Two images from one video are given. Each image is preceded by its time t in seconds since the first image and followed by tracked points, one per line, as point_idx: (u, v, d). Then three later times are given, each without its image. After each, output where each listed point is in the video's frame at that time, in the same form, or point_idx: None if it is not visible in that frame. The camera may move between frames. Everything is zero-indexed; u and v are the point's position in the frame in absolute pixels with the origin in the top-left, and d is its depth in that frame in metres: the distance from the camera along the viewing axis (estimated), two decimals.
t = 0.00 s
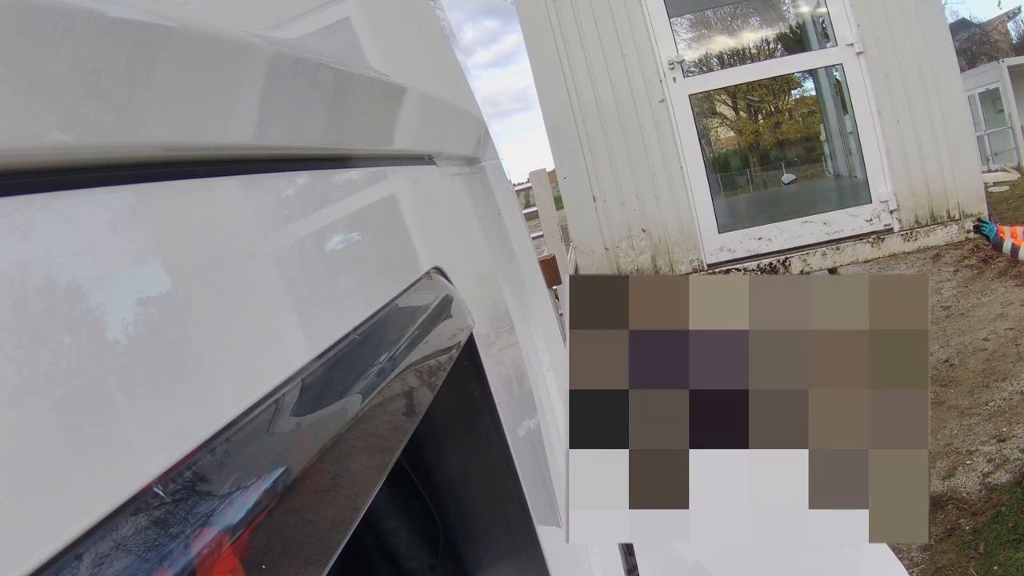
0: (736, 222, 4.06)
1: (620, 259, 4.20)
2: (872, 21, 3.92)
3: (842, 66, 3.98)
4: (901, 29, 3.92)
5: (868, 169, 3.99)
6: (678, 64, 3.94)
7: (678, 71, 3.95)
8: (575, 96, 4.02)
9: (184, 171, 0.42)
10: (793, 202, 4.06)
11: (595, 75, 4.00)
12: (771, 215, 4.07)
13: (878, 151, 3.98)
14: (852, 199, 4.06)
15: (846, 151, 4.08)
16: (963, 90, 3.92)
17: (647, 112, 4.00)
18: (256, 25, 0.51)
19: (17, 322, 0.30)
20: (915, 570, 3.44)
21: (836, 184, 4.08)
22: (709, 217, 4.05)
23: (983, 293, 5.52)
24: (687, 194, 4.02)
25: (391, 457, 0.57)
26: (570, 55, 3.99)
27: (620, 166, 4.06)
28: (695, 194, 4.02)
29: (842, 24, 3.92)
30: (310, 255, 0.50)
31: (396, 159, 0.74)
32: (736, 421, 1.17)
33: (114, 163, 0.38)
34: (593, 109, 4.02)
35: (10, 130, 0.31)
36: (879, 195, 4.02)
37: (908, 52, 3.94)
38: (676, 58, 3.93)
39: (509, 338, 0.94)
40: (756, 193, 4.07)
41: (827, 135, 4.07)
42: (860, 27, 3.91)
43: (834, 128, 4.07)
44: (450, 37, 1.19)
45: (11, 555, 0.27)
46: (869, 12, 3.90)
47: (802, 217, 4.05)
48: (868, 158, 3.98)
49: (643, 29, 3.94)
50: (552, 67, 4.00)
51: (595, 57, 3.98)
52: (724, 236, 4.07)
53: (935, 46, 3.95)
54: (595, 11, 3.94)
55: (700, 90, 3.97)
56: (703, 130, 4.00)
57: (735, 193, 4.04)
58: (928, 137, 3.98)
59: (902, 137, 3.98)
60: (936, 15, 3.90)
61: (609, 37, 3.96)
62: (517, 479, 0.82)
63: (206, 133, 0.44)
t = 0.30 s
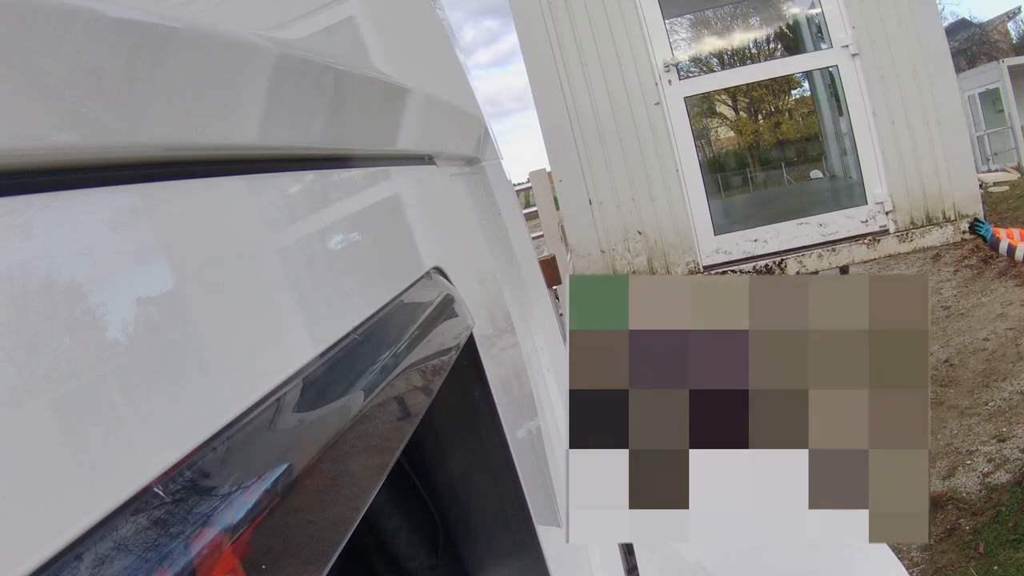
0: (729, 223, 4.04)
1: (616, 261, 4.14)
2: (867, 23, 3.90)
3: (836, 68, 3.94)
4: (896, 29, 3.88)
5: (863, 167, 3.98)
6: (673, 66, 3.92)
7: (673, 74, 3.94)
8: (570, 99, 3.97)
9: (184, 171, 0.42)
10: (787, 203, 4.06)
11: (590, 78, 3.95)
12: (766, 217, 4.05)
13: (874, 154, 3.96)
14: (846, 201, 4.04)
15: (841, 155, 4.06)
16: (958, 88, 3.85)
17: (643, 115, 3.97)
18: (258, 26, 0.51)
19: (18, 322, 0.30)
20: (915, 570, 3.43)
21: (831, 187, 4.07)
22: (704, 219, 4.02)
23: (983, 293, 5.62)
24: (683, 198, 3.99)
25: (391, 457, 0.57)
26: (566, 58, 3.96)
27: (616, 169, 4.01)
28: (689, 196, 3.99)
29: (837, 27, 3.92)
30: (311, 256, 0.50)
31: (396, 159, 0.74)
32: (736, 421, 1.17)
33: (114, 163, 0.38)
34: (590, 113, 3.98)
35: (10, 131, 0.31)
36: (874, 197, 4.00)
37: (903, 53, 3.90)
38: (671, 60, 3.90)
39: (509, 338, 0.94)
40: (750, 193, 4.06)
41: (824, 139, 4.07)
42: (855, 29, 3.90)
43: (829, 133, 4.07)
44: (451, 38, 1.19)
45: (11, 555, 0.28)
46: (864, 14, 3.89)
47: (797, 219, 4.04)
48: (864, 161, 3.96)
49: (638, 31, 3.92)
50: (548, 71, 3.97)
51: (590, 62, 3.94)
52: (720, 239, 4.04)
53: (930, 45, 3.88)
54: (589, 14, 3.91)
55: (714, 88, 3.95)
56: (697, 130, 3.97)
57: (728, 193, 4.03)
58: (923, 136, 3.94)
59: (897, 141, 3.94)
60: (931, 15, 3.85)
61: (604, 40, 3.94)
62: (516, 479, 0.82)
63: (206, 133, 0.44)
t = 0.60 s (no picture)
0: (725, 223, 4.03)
1: (610, 263, 4.10)
2: (861, 25, 3.89)
3: (830, 69, 3.93)
4: (890, 30, 3.88)
5: (857, 167, 3.97)
6: (667, 68, 3.91)
7: (667, 75, 3.92)
8: (564, 100, 3.96)
9: (184, 171, 0.42)
10: (781, 204, 4.05)
11: (584, 79, 3.94)
12: (760, 217, 4.04)
13: (868, 157, 3.96)
14: (838, 203, 4.04)
15: (836, 158, 4.06)
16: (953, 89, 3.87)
17: (638, 117, 3.95)
18: (258, 26, 0.52)
19: (17, 322, 0.30)
20: (915, 570, 3.42)
21: (825, 189, 4.06)
22: (697, 217, 4.00)
23: (983, 293, 5.71)
24: (677, 200, 3.97)
25: (391, 457, 0.57)
26: (560, 59, 3.95)
27: (610, 171, 3.99)
28: (683, 197, 3.97)
29: (832, 28, 3.90)
30: (313, 258, 0.50)
31: (396, 158, 0.74)
32: (736, 420, 1.17)
33: (114, 163, 0.38)
34: (584, 114, 3.96)
35: (10, 130, 0.31)
36: (868, 197, 3.98)
37: (897, 56, 3.89)
38: (665, 62, 3.88)
39: (509, 339, 0.94)
40: (748, 193, 4.04)
41: (818, 139, 4.08)
42: (849, 30, 3.88)
43: (823, 133, 4.07)
44: (453, 38, 1.19)
45: (11, 555, 0.27)
46: (859, 16, 3.87)
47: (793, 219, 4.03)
48: (857, 164, 3.96)
49: (633, 34, 3.91)
50: (542, 72, 3.96)
51: (584, 63, 3.93)
52: (714, 239, 4.02)
53: (922, 47, 3.89)
54: (583, 15, 3.90)
55: (713, 88, 3.95)
56: (690, 130, 3.97)
57: (720, 195, 4.01)
58: (916, 136, 3.93)
59: (890, 141, 3.94)
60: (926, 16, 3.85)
61: (598, 41, 3.93)
62: (517, 479, 0.82)
63: (206, 133, 0.44)
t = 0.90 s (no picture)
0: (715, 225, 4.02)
1: (602, 263, 4.13)
2: (854, 27, 3.88)
3: (824, 69, 3.93)
4: (884, 32, 3.86)
5: (851, 168, 3.95)
6: (660, 68, 3.91)
7: (660, 76, 3.93)
8: (557, 102, 3.97)
9: (184, 171, 0.42)
10: (778, 204, 4.00)
11: (577, 80, 3.96)
12: (756, 218, 4.00)
13: (861, 160, 3.95)
14: (832, 205, 4.01)
15: (831, 162, 4.04)
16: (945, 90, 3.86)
17: (630, 118, 3.96)
18: (258, 26, 0.52)
19: (17, 322, 0.30)
20: (916, 570, 3.43)
21: (819, 190, 4.03)
22: (689, 217, 4.00)
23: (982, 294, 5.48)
24: (670, 202, 3.98)
25: (391, 457, 0.57)
26: (553, 61, 3.96)
27: (603, 172, 4.02)
28: (677, 197, 3.98)
29: (825, 30, 3.89)
30: (312, 258, 0.50)
31: (395, 158, 0.74)
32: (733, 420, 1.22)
33: (114, 163, 0.38)
34: (576, 116, 3.99)
35: (10, 130, 0.31)
36: (862, 198, 3.96)
37: (890, 57, 3.88)
38: (658, 63, 3.89)
39: (509, 339, 0.94)
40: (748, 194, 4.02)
41: (813, 139, 4.06)
42: (842, 31, 3.88)
43: (818, 134, 4.05)
44: (454, 37, 1.19)
45: (11, 555, 0.27)
46: (851, 20, 3.87)
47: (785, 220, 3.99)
48: (851, 166, 3.95)
49: (626, 35, 3.90)
50: (535, 74, 3.98)
51: (576, 64, 3.94)
52: (707, 240, 4.01)
53: (915, 48, 3.88)
54: (576, 15, 3.91)
55: (714, 88, 3.92)
56: (683, 131, 3.96)
57: (716, 197, 4.01)
58: (910, 138, 3.92)
59: (884, 143, 3.93)
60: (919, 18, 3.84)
61: (591, 42, 3.93)
62: (516, 479, 0.83)
63: (205, 133, 0.44)
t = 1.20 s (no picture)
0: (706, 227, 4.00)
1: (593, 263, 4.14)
2: (847, 28, 3.84)
3: (817, 71, 3.89)
4: (876, 34, 3.84)
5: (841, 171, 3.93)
6: (652, 69, 3.89)
7: (652, 77, 3.90)
8: (549, 104, 3.97)
9: (185, 171, 0.42)
10: (771, 206, 3.98)
11: (569, 82, 3.95)
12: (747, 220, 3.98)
13: (853, 163, 3.93)
14: (824, 207, 3.97)
15: (827, 166, 4.01)
16: (938, 91, 3.87)
17: (622, 119, 3.95)
18: (258, 26, 0.52)
19: (17, 322, 0.30)
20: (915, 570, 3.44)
21: (812, 193, 4.01)
22: (681, 218, 3.98)
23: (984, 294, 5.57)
24: (661, 204, 3.96)
25: (391, 457, 0.57)
26: (545, 63, 3.96)
27: (594, 174, 4.01)
28: (667, 198, 3.96)
29: (818, 31, 3.86)
30: (312, 258, 0.50)
31: (396, 158, 0.74)
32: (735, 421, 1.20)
33: (115, 163, 0.38)
34: (568, 118, 3.98)
35: (9, 130, 0.31)
36: (853, 201, 3.93)
37: (883, 58, 3.87)
38: (650, 63, 3.87)
39: (509, 339, 0.94)
40: (747, 195, 3.99)
41: (807, 141, 4.02)
42: (834, 32, 3.83)
43: (812, 136, 4.02)
44: (455, 37, 1.19)
45: (11, 555, 0.28)
46: (843, 16, 3.83)
47: (776, 222, 3.95)
48: (843, 169, 3.92)
49: (618, 36, 3.88)
50: (526, 75, 3.97)
51: (568, 65, 3.93)
52: (697, 241, 3.98)
53: (906, 48, 3.86)
54: (568, 17, 3.90)
55: (714, 87, 3.89)
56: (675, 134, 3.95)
57: (714, 199, 3.99)
58: (902, 140, 3.91)
59: (876, 145, 3.91)
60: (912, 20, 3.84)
61: (583, 43, 3.92)
62: (517, 479, 0.83)
63: (205, 132, 0.44)
